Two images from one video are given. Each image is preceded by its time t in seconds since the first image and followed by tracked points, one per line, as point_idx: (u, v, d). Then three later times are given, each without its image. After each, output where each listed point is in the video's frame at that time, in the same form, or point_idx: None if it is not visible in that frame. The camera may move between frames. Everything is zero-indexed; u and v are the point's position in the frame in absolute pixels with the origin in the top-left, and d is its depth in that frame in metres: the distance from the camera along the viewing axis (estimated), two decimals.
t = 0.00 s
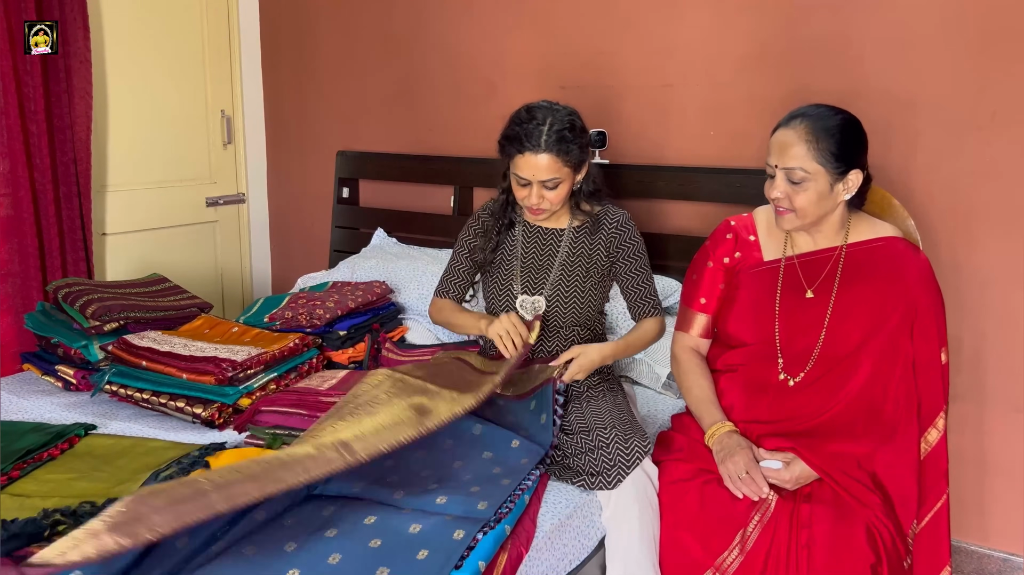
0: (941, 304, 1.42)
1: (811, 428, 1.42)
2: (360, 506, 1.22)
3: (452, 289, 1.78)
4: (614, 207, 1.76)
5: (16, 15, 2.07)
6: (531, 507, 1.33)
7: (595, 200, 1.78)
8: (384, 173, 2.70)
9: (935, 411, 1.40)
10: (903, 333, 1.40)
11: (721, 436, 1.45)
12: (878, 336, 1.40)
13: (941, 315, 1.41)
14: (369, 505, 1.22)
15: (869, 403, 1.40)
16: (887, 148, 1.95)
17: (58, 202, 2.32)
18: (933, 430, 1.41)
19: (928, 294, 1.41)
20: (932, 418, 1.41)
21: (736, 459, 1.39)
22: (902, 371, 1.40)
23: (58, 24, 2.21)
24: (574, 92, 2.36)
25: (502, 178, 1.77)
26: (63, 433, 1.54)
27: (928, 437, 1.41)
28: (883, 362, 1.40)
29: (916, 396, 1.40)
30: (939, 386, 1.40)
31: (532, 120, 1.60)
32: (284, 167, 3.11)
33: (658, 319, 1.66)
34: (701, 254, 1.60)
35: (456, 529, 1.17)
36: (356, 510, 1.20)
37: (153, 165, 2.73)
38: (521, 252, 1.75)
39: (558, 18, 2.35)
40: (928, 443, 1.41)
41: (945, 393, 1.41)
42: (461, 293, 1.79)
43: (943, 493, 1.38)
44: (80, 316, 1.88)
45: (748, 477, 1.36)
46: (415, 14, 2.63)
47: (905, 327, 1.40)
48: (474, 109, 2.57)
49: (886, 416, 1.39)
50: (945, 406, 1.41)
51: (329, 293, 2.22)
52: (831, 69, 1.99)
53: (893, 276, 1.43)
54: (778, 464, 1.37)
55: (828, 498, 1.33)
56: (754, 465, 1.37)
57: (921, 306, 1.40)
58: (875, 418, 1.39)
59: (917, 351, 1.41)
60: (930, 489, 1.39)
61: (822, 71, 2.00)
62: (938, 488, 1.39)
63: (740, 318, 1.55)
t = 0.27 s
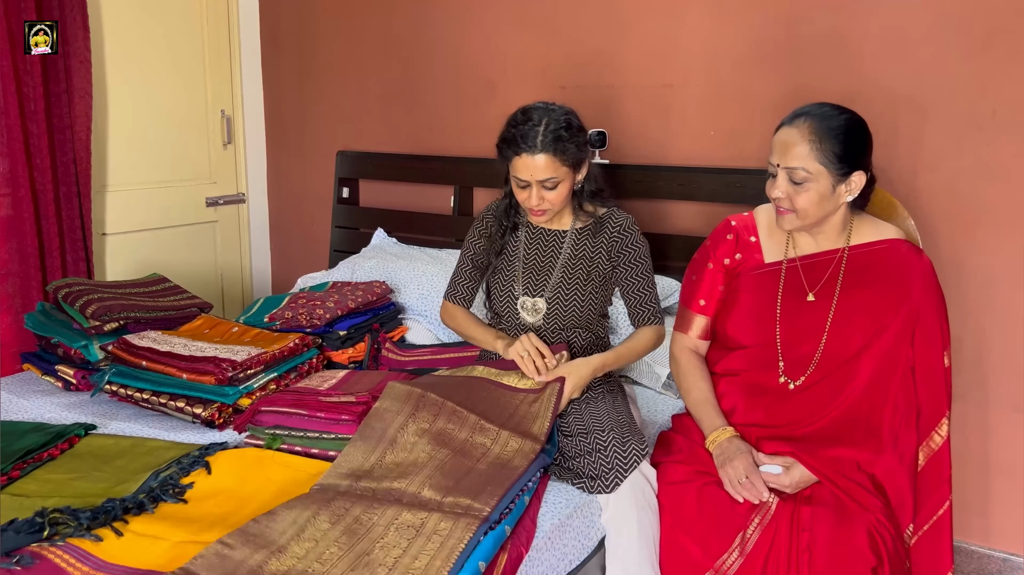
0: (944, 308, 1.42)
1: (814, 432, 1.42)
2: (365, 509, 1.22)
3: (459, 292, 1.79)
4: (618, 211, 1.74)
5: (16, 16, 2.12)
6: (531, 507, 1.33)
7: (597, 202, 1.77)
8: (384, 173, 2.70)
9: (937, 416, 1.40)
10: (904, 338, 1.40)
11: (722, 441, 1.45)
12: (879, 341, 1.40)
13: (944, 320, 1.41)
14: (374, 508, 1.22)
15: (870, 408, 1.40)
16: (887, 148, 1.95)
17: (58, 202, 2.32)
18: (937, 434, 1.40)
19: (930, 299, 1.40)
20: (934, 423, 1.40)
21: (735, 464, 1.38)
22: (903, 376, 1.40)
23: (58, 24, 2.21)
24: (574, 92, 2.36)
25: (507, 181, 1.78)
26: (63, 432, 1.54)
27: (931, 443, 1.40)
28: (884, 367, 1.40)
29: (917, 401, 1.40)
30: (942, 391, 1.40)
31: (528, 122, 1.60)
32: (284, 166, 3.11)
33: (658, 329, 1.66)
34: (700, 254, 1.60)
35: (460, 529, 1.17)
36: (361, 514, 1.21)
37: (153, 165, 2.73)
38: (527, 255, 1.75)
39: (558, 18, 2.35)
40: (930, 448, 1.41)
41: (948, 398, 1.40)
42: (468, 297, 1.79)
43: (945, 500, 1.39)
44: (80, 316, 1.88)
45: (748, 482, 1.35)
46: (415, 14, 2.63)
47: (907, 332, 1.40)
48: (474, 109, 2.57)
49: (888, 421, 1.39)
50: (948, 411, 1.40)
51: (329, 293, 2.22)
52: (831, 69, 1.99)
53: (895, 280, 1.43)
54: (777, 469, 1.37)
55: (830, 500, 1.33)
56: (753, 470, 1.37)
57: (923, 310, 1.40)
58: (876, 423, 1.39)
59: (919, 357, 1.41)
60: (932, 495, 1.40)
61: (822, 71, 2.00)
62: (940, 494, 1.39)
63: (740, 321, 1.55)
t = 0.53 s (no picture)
0: (944, 309, 1.42)
1: (814, 432, 1.42)
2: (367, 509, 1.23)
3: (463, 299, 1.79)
4: (624, 213, 1.75)
5: (16, 16, 2.12)
6: (531, 507, 1.33)
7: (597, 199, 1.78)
8: (383, 173, 2.70)
9: (938, 415, 1.40)
10: (904, 338, 1.40)
11: (722, 441, 1.45)
12: (879, 341, 1.40)
13: (944, 320, 1.41)
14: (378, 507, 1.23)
15: (870, 408, 1.40)
16: (887, 148, 1.95)
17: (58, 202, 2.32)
18: (937, 435, 1.40)
19: (931, 299, 1.40)
20: (935, 423, 1.40)
21: (734, 464, 1.39)
22: (903, 376, 1.40)
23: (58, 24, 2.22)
24: (574, 92, 2.36)
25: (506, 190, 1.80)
26: (63, 432, 1.54)
27: (932, 442, 1.40)
28: (884, 367, 1.40)
29: (918, 401, 1.40)
30: (942, 391, 1.40)
31: (506, 112, 1.63)
32: (284, 166, 3.11)
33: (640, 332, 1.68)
34: (701, 254, 1.60)
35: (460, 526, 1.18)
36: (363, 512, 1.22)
37: (153, 165, 2.73)
38: (531, 258, 1.75)
39: (558, 18, 2.35)
40: (931, 447, 1.40)
41: (948, 398, 1.40)
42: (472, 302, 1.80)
43: (946, 500, 1.39)
44: (80, 316, 1.88)
45: (747, 482, 1.36)
46: (415, 14, 2.63)
47: (907, 332, 1.40)
48: (474, 109, 2.57)
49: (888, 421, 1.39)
50: (949, 411, 1.40)
51: (330, 293, 2.22)
52: (831, 69, 1.99)
53: (896, 281, 1.43)
54: (777, 468, 1.37)
55: (830, 501, 1.33)
56: (753, 469, 1.37)
57: (923, 311, 1.40)
58: (876, 423, 1.40)
59: (919, 357, 1.41)
60: (933, 495, 1.40)
61: (821, 71, 2.00)
62: (941, 494, 1.39)
63: (740, 321, 1.55)
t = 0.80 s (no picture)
0: (944, 308, 1.42)
1: (812, 430, 1.42)
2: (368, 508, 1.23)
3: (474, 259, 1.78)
4: (616, 210, 1.74)
5: (16, 16, 2.12)
6: (531, 506, 1.33)
7: (600, 205, 1.75)
8: (384, 173, 2.70)
9: (936, 412, 1.40)
10: (904, 336, 1.40)
11: (722, 438, 1.45)
12: (879, 339, 1.40)
13: (943, 319, 1.41)
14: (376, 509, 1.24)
15: (869, 406, 1.40)
16: (887, 147, 1.95)
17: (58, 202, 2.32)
18: (936, 431, 1.40)
19: (930, 298, 1.40)
20: (933, 420, 1.40)
21: (735, 462, 1.39)
22: (902, 374, 1.40)
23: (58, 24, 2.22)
24: (574, 92, 2.36)
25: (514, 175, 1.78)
26: (63, 433, 1.54)
27: (931, 439, 1.40)
28: (883, 364, 1.40)
29: (917, 398, 1.40)
30: (942, 389, 1.39)
31: (559, 106, 1.60)
32: (284, 166, 3.12)
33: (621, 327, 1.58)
34: (703, 252, 1.60)
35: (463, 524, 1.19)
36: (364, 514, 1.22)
37: (153, 164, 2.73)
38: (524, 250, 1.74)
39: (558, 18, 2.35)
40: (930, 444, 1.40)
41: (947, 393, 1.40)
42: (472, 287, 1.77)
43: (944, 497, 1.38)
44: (80, 316, 1.88)
45: (747, 480, 1.36)
46: (415, 14, 2.63)
47: (907, 330, 1.40)
48: (475, 109, 2.57)
49: (886, 418, 1.40)
50: (948, 407, 1.40)
51: (329, 294, 2.22)
52: (831, 69, 1.99)
53: (896, 279, 1.42)
54: (778, 466, 1.37)
55: (829, 499, 1.33)
56: (753, 467, 1.37)
57: (923, 309, 1.40)
58: (875, 420, 1.40)
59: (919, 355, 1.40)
60: (932, 492, 1.39)
61: (821, 71, 2.00)
62: (939, 491, 1.39)
63: (740, 319, 1.55)
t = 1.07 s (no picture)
0: (945, 307, 1.42)
1: (814, 427, 1.42)
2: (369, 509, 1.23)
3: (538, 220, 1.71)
4: (630, 211, 1.70)
5: (16, 16, 2.12)
6: (531, 506, 1.31)
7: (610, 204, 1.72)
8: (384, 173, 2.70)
9: (937, 410, 1.41)
10: (904, 334, 1.40)
11: (723, 436, 1.45)
12: (881, 338, 1.41)
13: (944, 318, 1.41)
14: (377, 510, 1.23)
15: (870, 404, 1.41)
16: (887, 148, 1.95)
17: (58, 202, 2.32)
18: (936, 428, 1.41)
19: (932, 297, 1.40)
20: (933, 418, 1.41)
21: (736, 460, 1.39)
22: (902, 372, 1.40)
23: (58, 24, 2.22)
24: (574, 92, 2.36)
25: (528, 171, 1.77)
26: (63, 433, 1.54)
27: (931, 436, 1.41)
28: (883, 362, 1.41)
29: (918, 396, 1.40)
30: (943, 387, 1.40)
31: (562, 92, 1.62)
32: (285, 167, 3.12)
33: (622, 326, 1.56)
34: (706, 249, 1.60)
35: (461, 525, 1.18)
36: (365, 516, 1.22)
37: (153, 164, 2.73)
38: (541, 241, 1.70)
39: (558, 18, 2.35)
40: (930, 442, 1.41)
41: (947, 393, 1.41)
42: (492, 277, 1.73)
43: (943, 495, 1.39)
44: (80, 316, 1.88)
45: (747, 478, 1.36)
46: (415, 14, 2.63)
47: (907, 329, 1.40)
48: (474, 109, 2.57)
49: (887, 416, 1.40)
50: (947, 406, 1.41)
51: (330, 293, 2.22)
52: (831, 69, 1.99)
53: (898, 277, 1.43)
54: (779, 464, 1.37)
55: (829, 498, 1.33)
56: (754, 465, 1.37)
57: (924, 308, 1.40)
58: (875, 419, 1.40)
59: (920, 354, 1.41)
60: (932, 491, 1.40)
61: (821, 71, 2.00)
62: (939, 489, 1.40)
63: (742, 316, 1.55)
